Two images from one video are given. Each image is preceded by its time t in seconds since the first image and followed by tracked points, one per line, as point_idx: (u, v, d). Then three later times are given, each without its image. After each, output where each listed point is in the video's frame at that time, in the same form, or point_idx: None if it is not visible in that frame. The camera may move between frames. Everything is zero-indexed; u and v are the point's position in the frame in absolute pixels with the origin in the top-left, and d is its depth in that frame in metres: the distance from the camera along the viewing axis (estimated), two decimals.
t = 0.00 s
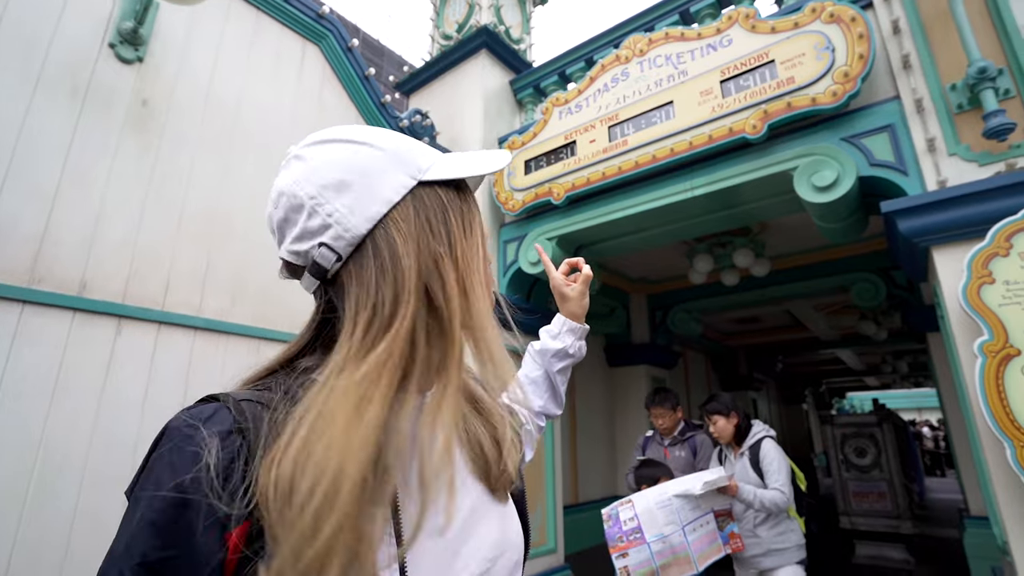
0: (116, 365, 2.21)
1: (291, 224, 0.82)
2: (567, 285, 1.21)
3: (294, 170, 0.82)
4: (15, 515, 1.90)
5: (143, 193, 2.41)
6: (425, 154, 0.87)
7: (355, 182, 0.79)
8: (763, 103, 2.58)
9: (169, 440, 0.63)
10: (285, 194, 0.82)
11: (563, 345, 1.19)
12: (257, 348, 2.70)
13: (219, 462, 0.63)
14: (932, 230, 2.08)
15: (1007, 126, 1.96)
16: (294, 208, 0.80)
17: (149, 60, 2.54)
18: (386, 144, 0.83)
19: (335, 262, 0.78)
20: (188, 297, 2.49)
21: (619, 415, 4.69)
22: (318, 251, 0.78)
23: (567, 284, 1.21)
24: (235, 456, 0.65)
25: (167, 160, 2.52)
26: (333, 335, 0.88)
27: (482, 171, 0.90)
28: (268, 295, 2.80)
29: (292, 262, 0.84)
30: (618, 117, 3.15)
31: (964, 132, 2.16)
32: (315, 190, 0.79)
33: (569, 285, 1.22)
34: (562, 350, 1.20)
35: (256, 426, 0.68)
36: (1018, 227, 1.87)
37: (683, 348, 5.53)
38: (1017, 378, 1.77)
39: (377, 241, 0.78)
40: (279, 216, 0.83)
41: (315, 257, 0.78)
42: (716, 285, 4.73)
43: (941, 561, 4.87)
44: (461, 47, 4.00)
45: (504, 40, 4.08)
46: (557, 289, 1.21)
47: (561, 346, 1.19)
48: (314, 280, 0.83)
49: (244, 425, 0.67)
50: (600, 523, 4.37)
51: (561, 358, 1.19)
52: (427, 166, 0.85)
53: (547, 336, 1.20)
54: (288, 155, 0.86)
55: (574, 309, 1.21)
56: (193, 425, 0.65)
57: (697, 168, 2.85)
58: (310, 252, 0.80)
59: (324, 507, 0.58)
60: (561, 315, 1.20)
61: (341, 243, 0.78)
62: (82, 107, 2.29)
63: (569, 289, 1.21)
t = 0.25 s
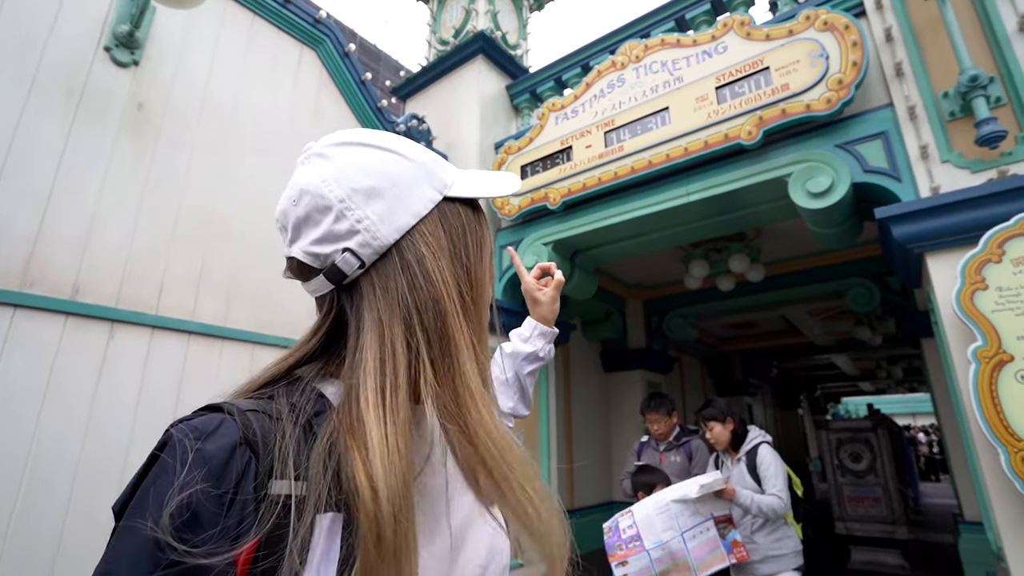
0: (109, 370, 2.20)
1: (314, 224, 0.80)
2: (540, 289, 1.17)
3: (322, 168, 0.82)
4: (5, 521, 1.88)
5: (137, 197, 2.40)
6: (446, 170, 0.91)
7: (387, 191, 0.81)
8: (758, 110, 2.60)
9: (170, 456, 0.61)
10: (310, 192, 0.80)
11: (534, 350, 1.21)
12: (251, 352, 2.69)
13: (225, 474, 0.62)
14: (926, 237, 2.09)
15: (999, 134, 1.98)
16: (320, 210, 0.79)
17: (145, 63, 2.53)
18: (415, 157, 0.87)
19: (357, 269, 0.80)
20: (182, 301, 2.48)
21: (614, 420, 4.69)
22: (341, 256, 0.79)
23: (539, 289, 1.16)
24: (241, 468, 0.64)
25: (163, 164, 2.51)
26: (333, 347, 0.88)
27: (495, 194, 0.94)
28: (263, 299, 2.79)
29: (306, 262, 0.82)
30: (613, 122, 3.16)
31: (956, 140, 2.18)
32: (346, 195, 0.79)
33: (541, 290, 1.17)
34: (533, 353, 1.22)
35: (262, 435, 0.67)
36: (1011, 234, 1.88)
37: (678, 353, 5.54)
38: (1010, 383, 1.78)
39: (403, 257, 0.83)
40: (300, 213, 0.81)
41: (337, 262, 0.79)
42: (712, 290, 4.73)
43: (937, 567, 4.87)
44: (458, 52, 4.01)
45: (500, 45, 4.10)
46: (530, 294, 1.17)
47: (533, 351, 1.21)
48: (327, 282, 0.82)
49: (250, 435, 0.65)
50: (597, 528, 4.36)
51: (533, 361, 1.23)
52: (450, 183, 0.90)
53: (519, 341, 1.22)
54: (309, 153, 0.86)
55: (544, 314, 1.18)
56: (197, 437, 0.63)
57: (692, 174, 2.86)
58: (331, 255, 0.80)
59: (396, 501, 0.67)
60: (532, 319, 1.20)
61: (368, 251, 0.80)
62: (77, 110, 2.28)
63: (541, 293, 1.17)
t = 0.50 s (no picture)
0: (103, 376, 2.18)
1: (324, 228, 0.81)
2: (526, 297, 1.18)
3: (334, 174, 0.82)
4: None
5: (132, 203, 2.39)
6: (457, 182, 0.92)
7: (398, 200, 0.81)
8: (753, 114, 2.61)
9: (173, 459, 0.60)
10: (322, 196, 0.81)
11: (521, 358, 1.20)
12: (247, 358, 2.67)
13: (230, 477, 0.62)
14: (921, 239, 2.10)
15: (992, 137, 1.99)
16: (331, 215, 0.80)
17: (140, 69, 2.52)
18: (427, 168, 0.87)
19: (364, 275, 0.81)
20: (178, 307, 2.46)
21: (612, 424, 4.68)
22: (349, 262, 0.80)
23: (524, 298, 1.17)
24: (245, 471, 0.63)
25: (158, 169, 2.51)
26: (333, 352, 0.87)
27: (502, 209, 0.94)
28: (259, 305, 2.78)
29: (313, 265, 0.83)
30: (609, 127, 3.17)
31: (949, 143, 2.19)
32: (357, 202, 0.79)
33: (527, 298, 1.18)
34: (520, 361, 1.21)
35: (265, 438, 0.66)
36: (1005, 236, 1.89)
37: (676, 357, 5.54)
38: (1006, 385, 1.78)
39: (411, 266, 0.83)
40: (310, 217, 0.81)
41: (345, 268, 0.80)
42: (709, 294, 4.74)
43: (935, 569, 4.87)
44: (454, 57, 4.02)
45: (496, 50, 4.11)
46: (515, 303, 1.17)
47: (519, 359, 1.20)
48: (334, 286, 0.83)
49: (253, 438, 0.65)
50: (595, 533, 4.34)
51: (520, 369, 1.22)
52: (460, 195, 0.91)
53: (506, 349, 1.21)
54: (321, 156, 0.86)
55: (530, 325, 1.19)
56: (202, 440, 0.62)
57: (688, 178, 2.87)
58: (339, 261, 0.81)
59: (397, 512, 0.68)
60: (518, 328, 1.20)
61: (376, 258, 0.80)
62: (72, 116, 2.27)
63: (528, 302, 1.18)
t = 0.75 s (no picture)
0: (102, 383, 2.17)
1: (328, 231, 0.80)
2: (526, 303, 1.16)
3: (338, 177, 0.81)
4: None
5: (130, 209, 2.38)
6: (460, 187, 0.92)
7: (402, 204, 0.81)
8: (749, 115, 2.61)
9: (176, 461, 0.60)
10: (326, 200, 0.80)
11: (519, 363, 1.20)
12: (246, 363, 2.67)
13: (233, 478, 0.61)
14: (919, 239, 2.10)
15: (989, 136, 1.99)
16: (335, 218, 0.79)
17: (137, 76, 2.52)
18: (431, 172, 0.87)
19: (367, 278, 0.80)
20: (176, 313, 2.45)
21: (611, 426, 4.67)
22: (352, 266, 0.79)
23: (523, 304, 1.15)
24: (249, 474, 0.63)
25: (156, 175, 2.50)
26: (333, 357, 0.87)
27: (506, 213, 0.94)
28: (258, 310, 2.77)
29: (316, 268, 0.82)
30: (606, 129, 3.17)
31: (946, 142, 2.19)
32: (361, 206, 0.79)
33: (526, 304, 1.16)
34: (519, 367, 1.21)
35: (268, 441, 0.66)
36: (1002, 235, 1.89)
37: (675, 358, 5.54)
38: (1005, 384, 1.78)
39: (414, 269, 0.83)
40: (314, 220, 0.81)
41: (348, 271, 0.79)
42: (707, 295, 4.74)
43: (937, 569, 4.86)
44: (450, 61, 4.02)
45: (492, 53, 4.11)
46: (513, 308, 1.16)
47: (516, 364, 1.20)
48: (337, 290, 0.82)
49: (256, 440, 0.65)
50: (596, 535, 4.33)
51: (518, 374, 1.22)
52: (463, 199, 0.91)
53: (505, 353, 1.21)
54: (324, 159, 0.85)
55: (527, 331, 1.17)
56: (205, 442, 0.62)
57: (685, 179, 2.87)
58: (343, 264, 0.80)
59: (400, 518, 0.67)
60: (516, 334, 1.19)
61: (380, 261, 0.80)
62: (69, 123, 2.26)
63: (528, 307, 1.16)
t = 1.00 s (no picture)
0: (110, 385, 2.18)
1: (335, 233, 0.80)
2: (534, 301, 1.16)
3: (346, 178, 0.81)
4: (6, 541, 1.85)
5: (137, 212, 2.40)
6: (469, 188, 0.92)
7: (410, 205, 0.81)
8: (754, 115, 2.60)
9: (181, 466, 0.60)
10: (333, 202, 0.80)
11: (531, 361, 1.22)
12: (251, 364, 2.67)
13: (238, 482, 0.61)
14: (926, 239, 2.08)
15: (997, 135, 1.97)
16: (342, 219, 0.79)
17: (144, 79, 2.53)
18: (439, 173, 0.87)
19: (374, 280, 0.80)
20: (182, 315, 2.46)
21: (616, 427, 4.66)
22: (359, 267, 0.79)
23: (532, 302, 1.15)
24: (254, 477, 0.62)
25: (162, 178, 2.51)
26: (342, 358, 0.87)
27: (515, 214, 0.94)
28: (263, 311, 2.78)
29: (323, 270, 0.82)
30: (610, 130, 3.17)
31: (953, 141, 2.17)
32: (367, 208, 0.79)
33: (535, 302, 1.16)
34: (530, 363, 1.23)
35: (274, 444, 0.65)
36: (1011, 235, 1.87)
37: (679, 359, 5.52)
38: (1015, 385, 1.76)
39: (420, 271, 0.83)
40: (322, 221, 0.81)
41: (355, 273, 0.79)
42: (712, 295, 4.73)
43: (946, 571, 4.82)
44: (454, 62, 4.03)
45: (496, 55, 4.11)
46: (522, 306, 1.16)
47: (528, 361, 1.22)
48: (342, 291, 0.82)
49: (262, 444, 0.65)
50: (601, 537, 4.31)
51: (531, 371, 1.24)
52: (471, 201, 0.91)
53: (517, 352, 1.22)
54: (332, 160, 0.85)
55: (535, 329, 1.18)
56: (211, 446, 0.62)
57: (690, 179, 2.86)
58: (349, 266, 0.80)
59: (405, 523, 0.67)
60: (526, 332, 1.21)
61: (386, 263, 0.79)
62: (78, 126, 2.28)
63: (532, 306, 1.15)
